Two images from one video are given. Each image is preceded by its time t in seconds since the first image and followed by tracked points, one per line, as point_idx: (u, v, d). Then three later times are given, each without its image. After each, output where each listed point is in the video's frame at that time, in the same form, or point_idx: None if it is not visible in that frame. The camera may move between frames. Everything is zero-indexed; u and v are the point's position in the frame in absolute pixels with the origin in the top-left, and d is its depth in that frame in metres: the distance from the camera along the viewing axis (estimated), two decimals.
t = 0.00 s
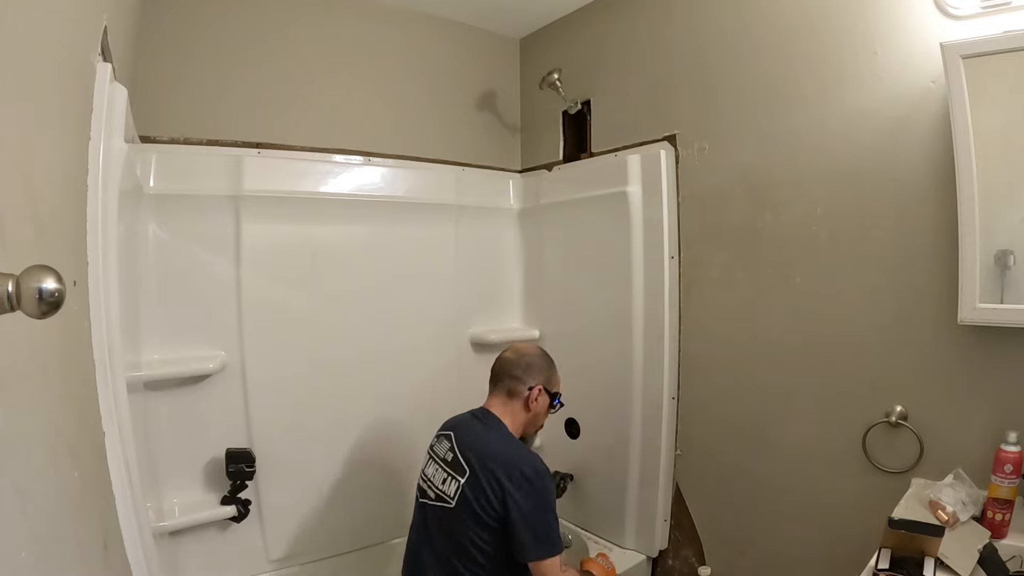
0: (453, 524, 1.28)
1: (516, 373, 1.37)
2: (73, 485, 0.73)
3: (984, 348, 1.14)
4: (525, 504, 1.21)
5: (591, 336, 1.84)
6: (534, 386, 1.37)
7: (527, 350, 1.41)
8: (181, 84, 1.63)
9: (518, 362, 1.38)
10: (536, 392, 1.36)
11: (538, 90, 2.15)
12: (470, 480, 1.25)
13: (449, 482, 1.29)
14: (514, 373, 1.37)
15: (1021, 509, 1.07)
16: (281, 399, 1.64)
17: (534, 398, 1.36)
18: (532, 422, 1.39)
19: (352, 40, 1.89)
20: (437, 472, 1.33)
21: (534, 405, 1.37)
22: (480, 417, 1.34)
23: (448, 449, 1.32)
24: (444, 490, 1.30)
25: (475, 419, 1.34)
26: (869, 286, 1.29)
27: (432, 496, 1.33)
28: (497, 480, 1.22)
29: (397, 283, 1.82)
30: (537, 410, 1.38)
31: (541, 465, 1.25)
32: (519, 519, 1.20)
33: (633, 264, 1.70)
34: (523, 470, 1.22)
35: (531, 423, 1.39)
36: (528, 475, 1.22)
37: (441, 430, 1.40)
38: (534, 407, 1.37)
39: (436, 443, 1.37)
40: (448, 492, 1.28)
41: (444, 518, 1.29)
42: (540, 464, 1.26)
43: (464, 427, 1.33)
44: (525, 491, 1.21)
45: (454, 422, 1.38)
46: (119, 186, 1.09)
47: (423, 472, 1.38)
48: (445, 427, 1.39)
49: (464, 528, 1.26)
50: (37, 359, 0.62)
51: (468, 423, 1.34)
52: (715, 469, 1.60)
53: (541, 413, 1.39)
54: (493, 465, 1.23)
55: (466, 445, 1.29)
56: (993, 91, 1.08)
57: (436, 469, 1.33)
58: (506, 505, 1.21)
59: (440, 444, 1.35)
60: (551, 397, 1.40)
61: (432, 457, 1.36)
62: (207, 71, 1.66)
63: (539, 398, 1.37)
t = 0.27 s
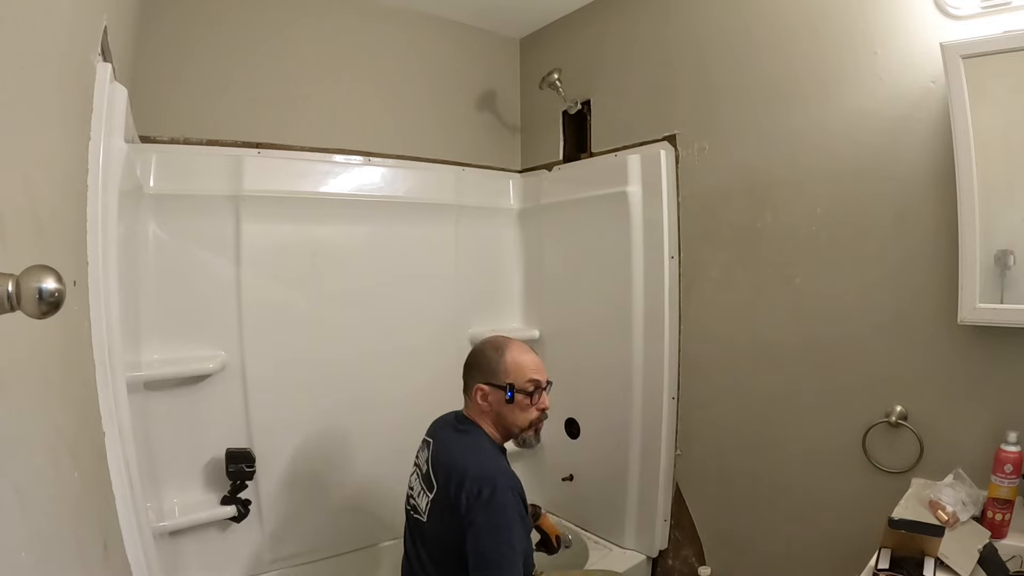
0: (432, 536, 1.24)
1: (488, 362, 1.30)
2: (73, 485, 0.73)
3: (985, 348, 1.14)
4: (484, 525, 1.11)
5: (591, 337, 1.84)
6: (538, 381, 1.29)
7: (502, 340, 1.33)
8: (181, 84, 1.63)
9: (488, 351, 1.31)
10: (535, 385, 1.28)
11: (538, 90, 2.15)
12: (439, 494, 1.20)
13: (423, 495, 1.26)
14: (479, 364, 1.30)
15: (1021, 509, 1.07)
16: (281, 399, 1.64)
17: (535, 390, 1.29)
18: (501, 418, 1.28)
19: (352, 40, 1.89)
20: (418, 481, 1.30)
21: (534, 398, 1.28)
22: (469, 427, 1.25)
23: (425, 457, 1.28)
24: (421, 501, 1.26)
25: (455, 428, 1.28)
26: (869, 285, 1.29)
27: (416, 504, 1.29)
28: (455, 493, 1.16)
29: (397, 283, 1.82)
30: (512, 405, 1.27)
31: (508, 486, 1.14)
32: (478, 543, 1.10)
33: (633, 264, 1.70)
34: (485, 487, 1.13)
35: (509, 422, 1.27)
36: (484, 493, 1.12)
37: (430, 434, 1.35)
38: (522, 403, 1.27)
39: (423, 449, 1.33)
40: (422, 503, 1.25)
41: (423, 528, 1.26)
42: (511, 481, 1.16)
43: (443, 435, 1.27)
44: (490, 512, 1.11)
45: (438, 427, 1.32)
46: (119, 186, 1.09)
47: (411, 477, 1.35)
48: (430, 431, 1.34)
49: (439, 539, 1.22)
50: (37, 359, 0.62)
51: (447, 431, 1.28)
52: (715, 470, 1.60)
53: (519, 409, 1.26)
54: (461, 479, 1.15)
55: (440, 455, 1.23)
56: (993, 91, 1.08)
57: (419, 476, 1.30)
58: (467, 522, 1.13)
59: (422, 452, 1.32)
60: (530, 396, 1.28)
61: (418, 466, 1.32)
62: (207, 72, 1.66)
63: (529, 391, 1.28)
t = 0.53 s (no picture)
0: (544, 551, 1.22)
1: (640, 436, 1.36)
2: (73, 485, 0.73)
3: (984, 348, 1.14)
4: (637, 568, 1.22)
5: (591, 336, 1.84)
6: (654, 463, 1.32)
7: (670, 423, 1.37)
8: (181, 84, 1.63)
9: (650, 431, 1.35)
10: (654, 467, 1.31)
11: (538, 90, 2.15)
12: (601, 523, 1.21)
13: (571, 511, 1.22)
14: (645, 440, 1.35)
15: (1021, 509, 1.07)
16: (281, 399, 1.64)
17: (651, 472, 1.31)
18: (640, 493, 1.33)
19: (352, 40, 1.89)
20: (556, 490, 1.25)
21: (648, 481, 1.32)
22: (610, 461, 1.31)
23: (577, 474, 1.26)
24: (557, 515, 1.22)
25: (607, 460, 1.31)
26: (869, 285, 1.29)
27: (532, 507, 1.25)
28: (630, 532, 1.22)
29: (397, 283, 1.82)
30: (648, 488, 1.33)
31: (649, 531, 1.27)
32: None
33: (633, 264, 1.70)
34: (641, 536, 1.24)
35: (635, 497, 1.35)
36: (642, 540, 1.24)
37: (558, 444, 1.33)
38: (639, 481, 1.32)
39: (559, 457, 1.29)
40: (565, 518, 1.21)
41: (532, 539, 1.24)
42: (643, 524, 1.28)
43: (603, 466, 1.28)
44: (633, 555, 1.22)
45: (584, 448, 1.31)
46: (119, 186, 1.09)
47: (527, 474, 1.30)
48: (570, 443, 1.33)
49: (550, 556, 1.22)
50: (37, 359, 0.62)
51: (603, 460, 1.30)
52: (715, 470, 1.60)
53: (652, 491, 1.32)
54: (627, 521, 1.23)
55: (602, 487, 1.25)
56: (993, 91, 1.08)
57: (554, 484, 1.25)
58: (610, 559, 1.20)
59: (569, 463, 1.28)
60: (667, 480, 1.33)
61: (553, 472, 1.27)
62: (207, 72, 1.66)
63: (657, 475, 1.31)
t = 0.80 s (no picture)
0: (512, 530, 1.25)
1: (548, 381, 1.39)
2: (73, 485, 0.73)
3: (984, 348, 1.14)
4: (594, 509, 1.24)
5: (591, 336, 1.84)
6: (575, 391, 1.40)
7: (565, 354, 1.42)
8: (181, 84, 1.63)
9: (558, 368, 1.39)
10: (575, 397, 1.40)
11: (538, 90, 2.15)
12: (543, 489, 1.23)
13: (514, 487, 1.25)
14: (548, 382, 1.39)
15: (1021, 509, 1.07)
16: (281, 399, 1.64)
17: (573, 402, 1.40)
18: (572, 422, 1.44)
19: (352, 40, 1.89)
20: (492, 476, 1.28)
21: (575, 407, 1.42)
22: (532, 421, 1.34)
23: (503, 451, 1.28)
24: (505, 497, 1.25)
25: (527, 422, 1.33)
26: (869, 285, 1.29)
27: (483, 503, 1.28)
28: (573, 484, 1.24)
29: (398, 283, 1.82)
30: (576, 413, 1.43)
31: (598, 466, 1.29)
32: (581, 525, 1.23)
33: (633, 264, 1.70)
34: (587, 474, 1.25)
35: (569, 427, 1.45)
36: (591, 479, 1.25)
37: (477, 434, 1.36)
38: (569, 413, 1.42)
39: (480, 446, 1.33)
40: (513, 497, 1.25)
41: (498, 524, 1.26)
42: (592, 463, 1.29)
43: (520, 431, 1.31)
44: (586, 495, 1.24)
45: (499, 423, 1.34)
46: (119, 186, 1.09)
47: (466, 476, 1.33)
48: (486, 427, 1.35)
49: (519, 535, 1.25)
50: (37, 359, 0.62)
51: (519, 426, 1.32)
52: (715, 470, 1.60)
53: (578, 413, 1.43)
54: (566, 473, 1.24)
55: (526, 448, 1.27)
56: (993, 91, 1.08)
57: (489, 473, 1.28)
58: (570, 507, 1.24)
59: (491, 446, 1.31)
60: (587, 398, 1.44)
61: (482, 461, 1.31)
62: (207, 72, 1.66)
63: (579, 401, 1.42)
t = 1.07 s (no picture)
0: (508, 518, 1.27)
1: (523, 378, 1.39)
2: (73, 485, 0.73)
3: (985, 348, 1.14)
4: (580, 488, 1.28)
5: (591, 336, 1.84)
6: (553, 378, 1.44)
7: (533, 350, 1.41)
8: (181, 84, 1.63)
9: (534, 365, 1.39)
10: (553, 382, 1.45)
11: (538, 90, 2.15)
12: (531, 475, 1.26)
13: (504, 476, 1.28)
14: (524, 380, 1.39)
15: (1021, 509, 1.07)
16: (281, 399, 1.64)
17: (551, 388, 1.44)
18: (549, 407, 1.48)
19: (352, 40, 1.89)
20: (484, 467, 1.31)
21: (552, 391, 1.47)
22: (518, 413, 1.36)
23: (491, 443, 1.32)
24: (496, 486, 1.28)
25: (514, 413, 1.36)
26: (869, 285, 1.29)
27: (479, 496, 1.31)
28: (558, 466, 1.28)
29: (397, 282, 1.82)
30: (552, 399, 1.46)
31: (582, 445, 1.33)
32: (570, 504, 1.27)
33: (633, 264, 1.70)
34: (571, 455, 1.29)
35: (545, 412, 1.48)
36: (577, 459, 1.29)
37: (466, 431, 1.39)
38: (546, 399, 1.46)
39: (469, 442, 1.36)
40: (505, 485, 1.27)
41: (494, 514, 1.28)
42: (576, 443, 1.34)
43: (506, 422, 1.34)
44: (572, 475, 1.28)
45: (486, 419, 1.37)
46: (119, 186, 1.09)
47: (459, 473, 1.35)
48: (473, 423, 1.38)
49: (515, 524, 1.27)
50: (37, 360, 0.62)
51: (504, 417, 1.35)
52: (715, 469, 1.60)
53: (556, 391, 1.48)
54: (551, 456, 1.28)
55: (513, 437, 1.30)
56: (993, 91, 1.08)
57: (480, 465, 1.32)
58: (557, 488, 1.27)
59: (479, 440, 1.34)
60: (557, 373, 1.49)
61: (472, 455, 1.34)
62: (207, 72, 1.66)
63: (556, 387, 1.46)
